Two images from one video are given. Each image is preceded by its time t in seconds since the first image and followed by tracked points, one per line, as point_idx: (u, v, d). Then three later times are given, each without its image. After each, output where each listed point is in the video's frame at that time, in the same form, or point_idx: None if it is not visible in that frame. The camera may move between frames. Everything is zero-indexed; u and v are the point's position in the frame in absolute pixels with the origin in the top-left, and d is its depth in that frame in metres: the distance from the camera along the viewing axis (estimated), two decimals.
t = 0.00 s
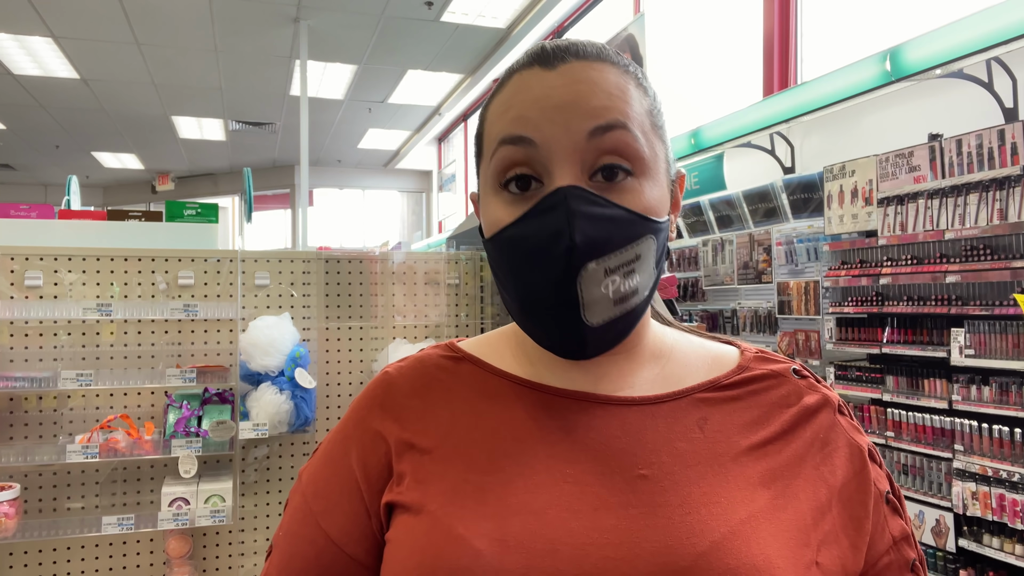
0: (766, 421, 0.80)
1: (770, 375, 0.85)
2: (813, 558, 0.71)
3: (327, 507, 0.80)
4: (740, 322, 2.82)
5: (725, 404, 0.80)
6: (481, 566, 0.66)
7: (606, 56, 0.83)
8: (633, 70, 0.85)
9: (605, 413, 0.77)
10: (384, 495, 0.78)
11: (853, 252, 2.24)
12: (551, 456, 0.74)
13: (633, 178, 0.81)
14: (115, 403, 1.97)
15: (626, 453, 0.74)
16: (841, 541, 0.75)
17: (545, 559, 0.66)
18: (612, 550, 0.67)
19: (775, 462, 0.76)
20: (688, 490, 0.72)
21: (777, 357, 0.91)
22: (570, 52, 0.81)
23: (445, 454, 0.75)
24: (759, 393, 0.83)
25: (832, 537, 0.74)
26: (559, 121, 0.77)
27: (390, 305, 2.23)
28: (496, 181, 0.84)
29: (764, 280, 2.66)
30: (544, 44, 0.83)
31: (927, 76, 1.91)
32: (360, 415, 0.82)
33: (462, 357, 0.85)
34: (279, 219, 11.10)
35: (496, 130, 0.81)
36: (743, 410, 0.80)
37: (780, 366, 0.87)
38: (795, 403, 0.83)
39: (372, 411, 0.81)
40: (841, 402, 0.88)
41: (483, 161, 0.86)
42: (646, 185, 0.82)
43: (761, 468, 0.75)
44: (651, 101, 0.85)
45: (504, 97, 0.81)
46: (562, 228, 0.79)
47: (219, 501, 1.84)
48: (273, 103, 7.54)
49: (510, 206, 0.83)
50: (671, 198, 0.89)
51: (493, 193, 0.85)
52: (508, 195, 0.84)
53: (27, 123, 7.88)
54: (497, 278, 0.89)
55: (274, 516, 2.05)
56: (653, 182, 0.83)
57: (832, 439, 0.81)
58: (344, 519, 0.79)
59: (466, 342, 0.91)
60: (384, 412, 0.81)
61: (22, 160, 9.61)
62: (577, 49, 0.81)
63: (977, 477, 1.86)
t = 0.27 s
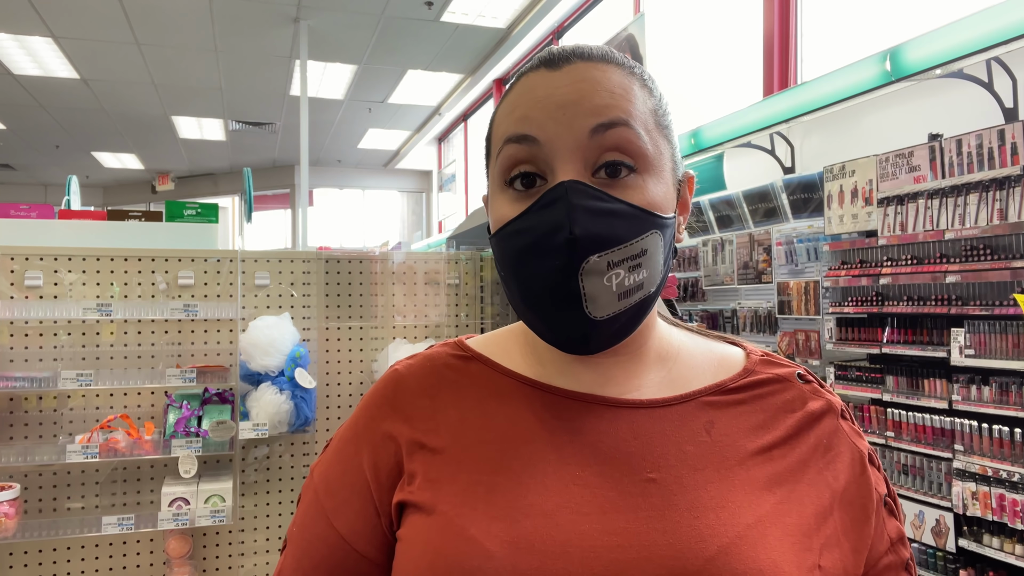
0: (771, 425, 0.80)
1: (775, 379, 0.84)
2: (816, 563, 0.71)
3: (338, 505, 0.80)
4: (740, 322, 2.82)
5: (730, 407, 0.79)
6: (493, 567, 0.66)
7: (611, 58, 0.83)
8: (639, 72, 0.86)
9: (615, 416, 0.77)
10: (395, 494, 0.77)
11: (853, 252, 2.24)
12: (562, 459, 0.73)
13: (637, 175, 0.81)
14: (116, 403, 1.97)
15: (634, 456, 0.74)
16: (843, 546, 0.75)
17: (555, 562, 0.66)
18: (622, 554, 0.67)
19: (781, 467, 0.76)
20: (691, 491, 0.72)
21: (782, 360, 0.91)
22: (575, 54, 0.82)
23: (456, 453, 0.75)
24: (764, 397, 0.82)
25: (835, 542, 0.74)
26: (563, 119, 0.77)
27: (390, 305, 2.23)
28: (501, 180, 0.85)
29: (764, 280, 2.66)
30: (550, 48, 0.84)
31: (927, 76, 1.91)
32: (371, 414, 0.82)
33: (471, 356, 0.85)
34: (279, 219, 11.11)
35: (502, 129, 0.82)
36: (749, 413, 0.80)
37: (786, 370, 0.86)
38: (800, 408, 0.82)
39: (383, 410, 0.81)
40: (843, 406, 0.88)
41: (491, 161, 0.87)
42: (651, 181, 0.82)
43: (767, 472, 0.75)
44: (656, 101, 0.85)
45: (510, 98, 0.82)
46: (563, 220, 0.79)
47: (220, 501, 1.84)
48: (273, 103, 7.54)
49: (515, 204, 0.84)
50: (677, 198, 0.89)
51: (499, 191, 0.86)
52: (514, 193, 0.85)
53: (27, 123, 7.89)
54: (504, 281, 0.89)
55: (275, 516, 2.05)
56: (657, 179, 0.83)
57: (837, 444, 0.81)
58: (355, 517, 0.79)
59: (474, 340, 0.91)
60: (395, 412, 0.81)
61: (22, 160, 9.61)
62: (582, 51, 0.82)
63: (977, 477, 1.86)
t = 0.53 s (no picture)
0: (767, 425, 0.79)
1: (773, 380, 0.83)
2: (813, 557, 0.70)
3: (344, 500, 0.80)
4: (740, 322, 2.82)
5: (729, 407, 0.79)
6: (497, 563, 0.66)
7: (610, 62, 0.82)
8: (640, 75, 0.84)
9: (616, 414, 0.77)
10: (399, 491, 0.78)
11: (853, 252, 2.24)
12: (565, 456, 0.74)
13: (634, 182, 0.80)
14: (116, 403, 1.97)
15: (635, 454, 0.74)
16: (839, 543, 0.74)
17: (558, 558, 0.67)
18: (621, 549, 0.67)
19: (778, 465, 0.76)
20: (692, 491, 0.72)
21: (780, 361, 0.89)
22: (574, 59, 0.80)
23: (460, 451, 0.75)
24: (760, 398, 0.81)
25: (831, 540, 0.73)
26: (558, 129, 0.76)
27: (390, 305, 2.23)
28: (501, 187, 0.84)
29: (764, 280, 2.65)
30: (550, 52, 0.83)
31: (927, 77, 1.92)
32: (377, 412, 0.82)
33: (475, 355, 0.85)
34: (279, 219, 11.11)
35: (501, 137, 0.82)
36: (747, 413, 0.79)
37: (784, 371, 0.85)
38: (797, 408, 0.82)
39: (389, 408, 0.81)
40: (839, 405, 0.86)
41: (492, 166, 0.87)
42: (648, 188, 0.81)
43: (766, 470, 0.75)
44: (656, 105, 0.83)
45: (510, 104, 0.81)
46: (558, 226, 0.79)
47: (219, 501, 1.84)
48: (273, 103, 7.54)
49: (514, 210, 0.84)
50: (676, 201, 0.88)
51: (499, 197, 0.85)
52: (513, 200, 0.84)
53: (27, 123, 7.89)
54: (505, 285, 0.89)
55: (274, 516, 2.05)
56: (654, 187, 0.81)
57: (833, 441, 0.80)
58: (361, 512, 0.79)
59: (477, 339, 0.92)
60: (401, 411, 0.81)
61: (23, 159, 9.61)
62: (581, 56, 0.81)
63: (977, 477, 1.86)
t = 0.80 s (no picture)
0: (761, 422, 0.80)
1: (767, 378, 0.83)
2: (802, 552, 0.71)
3: (349, 495, 0.80)
4: (740, 322, 2.82)
5: (724, 406, 0.79)
6: (496, 553, 0.67)
7: (584, 77, 0.77)
8: (618, 84, 0.80)
9: (611, 411, 0.77)
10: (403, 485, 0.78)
11: (853, 252, 2.24)
12: (561, 452, 0.75)
13: (612, 206, 0.78)
14: (116, 403, 1.97)
15: (629, 450, 0.74)
16: (829, 539, 0.75)
17: (554, 549, 0.68)
18: (615, 540, 0.68)
19: (771, 461, 0.76)
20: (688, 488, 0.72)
21: (775, 359, 0.89)
22: (546, 80, 0.77)
23: (462, 447, 0.76)
24: (755, 396, 0.82)
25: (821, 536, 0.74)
26: (530, 161, 0.75)
27: (390, 305, 2.23)
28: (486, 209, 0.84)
29: (764, 280, 2.65)
30: (523, 71, 0.79)
31: (928, 76, 1.92)
32: (381, 408, 0.83)
33: (476, 353, 0.86)
34: (279, 219, 11.10)
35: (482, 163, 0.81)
36: (740, 412, 0.80)
37: (779, 370, 0.85)
38: (791, 405, 0.82)
39: (392, 406, 0.82)
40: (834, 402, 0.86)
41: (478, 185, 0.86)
42: (626, 211, 0.78)
43: (759, 466, 0.76)
44: (637, 119, 0.78)
45: (489, 128, 0.80)
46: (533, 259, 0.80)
47: (219, 501, 1.84)
48: (273, 103, 7.54)
49: (500, 234, 0.84)
50: (664, 207, 0.85)
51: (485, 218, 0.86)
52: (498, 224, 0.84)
53: (27, 123, 7.89)
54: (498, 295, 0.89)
55: (274, 516, 2.05)
56: (635, 208, 0.78)
57: (827, 439, 0.80)
58: (366, 506, 0.80)
59: (480, 339, 0.93)
60: (404, 408, 0.81)
61: (23, 160, 9.61)
62: (554, 75, 0.77)
63: (977, 477, 1.86)
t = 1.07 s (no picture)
0: (758, 424, 0.82)
1: (768, 381, 0.85)
2: (794, 555, 0.74)
3: (352, 488, 0.80)
4: (740, 322, 2.82)
5: (720, 408, 0.81)
6: (487, 547, 0.68)
7: (538, 96, 0.77)
8: (574, 100, 0.78)
9: (607, 412, 0.78)
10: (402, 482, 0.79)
11: (853, 252, 2.24)
12: (556, 450, 0.76)
13: (563, 227, 0.77)
14: (116, 403, 1.97)
15: (624, 451, 0.75)
16: (826, 542, 0.77)
17: (545, 545, 0.68)
18: (606, 541, 0.68)
19: (766, 464, 0.78)
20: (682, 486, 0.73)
21: (776, 362, 0.91)
22: (499, 102, 0.77)
23: (461, 445, 0.77)
24: (754, 398, 0.83)
25: (817, 539, 0.77)
26: (478, 185, 0.75)
27: (390, 305, 2.23)
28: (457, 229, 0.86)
29: (764, 280, 2.65)
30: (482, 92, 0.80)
31: (927, 76, 1.91)
32: (385, 404, 0.83)
33: (480, 355, 0.87)
34: (279, 219, 11.09)
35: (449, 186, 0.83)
36: (738, 413, 0.81)
37: (778, 373, 0.87)
38: (790, 408, 0.84)
39: (396, 402, 0.83)
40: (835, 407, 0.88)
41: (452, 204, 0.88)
42: (577, 231, 0.77)
43: (752, 470, 0.77)
44: (589, 137, 0.76)
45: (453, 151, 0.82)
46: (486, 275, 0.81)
47: (219, 501, 1.84)
48: (273, 103, 7.54)
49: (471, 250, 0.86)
50: (633, 222, 0.82)
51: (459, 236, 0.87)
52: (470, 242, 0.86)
53: (27, 123, 7.89)
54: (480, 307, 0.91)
55: (274, 516, 2.05)
56: (586, 227, 0.77)
57: (826, 444, 0.82)
58: (368, 500, 0.80)
59: (484, 340, 0.94)
60: (407, 405, 0.82)
61: (22, 159, 9.61)
62: (508, 97, 0.77)
63: (977, 477, 1.86)
